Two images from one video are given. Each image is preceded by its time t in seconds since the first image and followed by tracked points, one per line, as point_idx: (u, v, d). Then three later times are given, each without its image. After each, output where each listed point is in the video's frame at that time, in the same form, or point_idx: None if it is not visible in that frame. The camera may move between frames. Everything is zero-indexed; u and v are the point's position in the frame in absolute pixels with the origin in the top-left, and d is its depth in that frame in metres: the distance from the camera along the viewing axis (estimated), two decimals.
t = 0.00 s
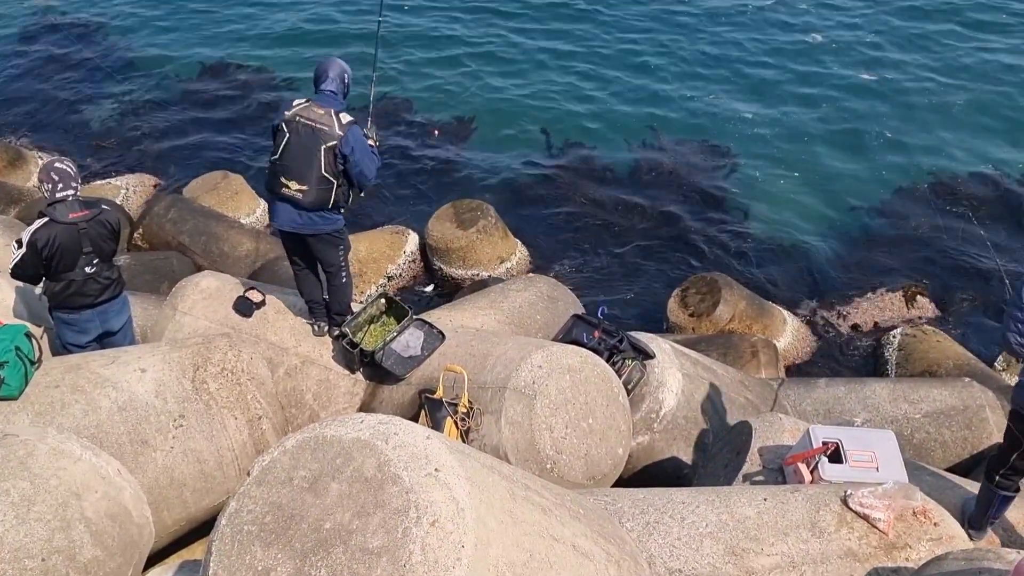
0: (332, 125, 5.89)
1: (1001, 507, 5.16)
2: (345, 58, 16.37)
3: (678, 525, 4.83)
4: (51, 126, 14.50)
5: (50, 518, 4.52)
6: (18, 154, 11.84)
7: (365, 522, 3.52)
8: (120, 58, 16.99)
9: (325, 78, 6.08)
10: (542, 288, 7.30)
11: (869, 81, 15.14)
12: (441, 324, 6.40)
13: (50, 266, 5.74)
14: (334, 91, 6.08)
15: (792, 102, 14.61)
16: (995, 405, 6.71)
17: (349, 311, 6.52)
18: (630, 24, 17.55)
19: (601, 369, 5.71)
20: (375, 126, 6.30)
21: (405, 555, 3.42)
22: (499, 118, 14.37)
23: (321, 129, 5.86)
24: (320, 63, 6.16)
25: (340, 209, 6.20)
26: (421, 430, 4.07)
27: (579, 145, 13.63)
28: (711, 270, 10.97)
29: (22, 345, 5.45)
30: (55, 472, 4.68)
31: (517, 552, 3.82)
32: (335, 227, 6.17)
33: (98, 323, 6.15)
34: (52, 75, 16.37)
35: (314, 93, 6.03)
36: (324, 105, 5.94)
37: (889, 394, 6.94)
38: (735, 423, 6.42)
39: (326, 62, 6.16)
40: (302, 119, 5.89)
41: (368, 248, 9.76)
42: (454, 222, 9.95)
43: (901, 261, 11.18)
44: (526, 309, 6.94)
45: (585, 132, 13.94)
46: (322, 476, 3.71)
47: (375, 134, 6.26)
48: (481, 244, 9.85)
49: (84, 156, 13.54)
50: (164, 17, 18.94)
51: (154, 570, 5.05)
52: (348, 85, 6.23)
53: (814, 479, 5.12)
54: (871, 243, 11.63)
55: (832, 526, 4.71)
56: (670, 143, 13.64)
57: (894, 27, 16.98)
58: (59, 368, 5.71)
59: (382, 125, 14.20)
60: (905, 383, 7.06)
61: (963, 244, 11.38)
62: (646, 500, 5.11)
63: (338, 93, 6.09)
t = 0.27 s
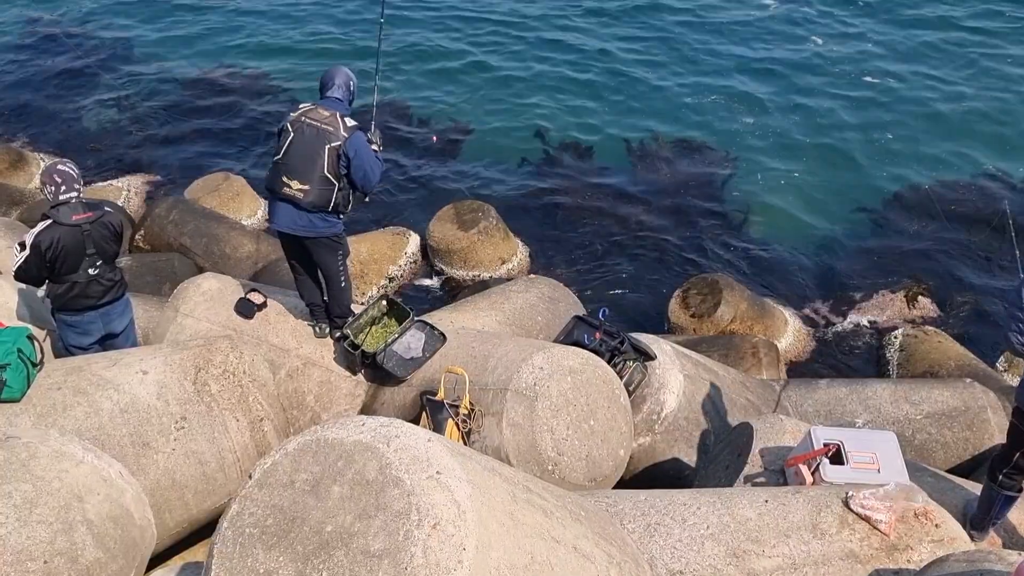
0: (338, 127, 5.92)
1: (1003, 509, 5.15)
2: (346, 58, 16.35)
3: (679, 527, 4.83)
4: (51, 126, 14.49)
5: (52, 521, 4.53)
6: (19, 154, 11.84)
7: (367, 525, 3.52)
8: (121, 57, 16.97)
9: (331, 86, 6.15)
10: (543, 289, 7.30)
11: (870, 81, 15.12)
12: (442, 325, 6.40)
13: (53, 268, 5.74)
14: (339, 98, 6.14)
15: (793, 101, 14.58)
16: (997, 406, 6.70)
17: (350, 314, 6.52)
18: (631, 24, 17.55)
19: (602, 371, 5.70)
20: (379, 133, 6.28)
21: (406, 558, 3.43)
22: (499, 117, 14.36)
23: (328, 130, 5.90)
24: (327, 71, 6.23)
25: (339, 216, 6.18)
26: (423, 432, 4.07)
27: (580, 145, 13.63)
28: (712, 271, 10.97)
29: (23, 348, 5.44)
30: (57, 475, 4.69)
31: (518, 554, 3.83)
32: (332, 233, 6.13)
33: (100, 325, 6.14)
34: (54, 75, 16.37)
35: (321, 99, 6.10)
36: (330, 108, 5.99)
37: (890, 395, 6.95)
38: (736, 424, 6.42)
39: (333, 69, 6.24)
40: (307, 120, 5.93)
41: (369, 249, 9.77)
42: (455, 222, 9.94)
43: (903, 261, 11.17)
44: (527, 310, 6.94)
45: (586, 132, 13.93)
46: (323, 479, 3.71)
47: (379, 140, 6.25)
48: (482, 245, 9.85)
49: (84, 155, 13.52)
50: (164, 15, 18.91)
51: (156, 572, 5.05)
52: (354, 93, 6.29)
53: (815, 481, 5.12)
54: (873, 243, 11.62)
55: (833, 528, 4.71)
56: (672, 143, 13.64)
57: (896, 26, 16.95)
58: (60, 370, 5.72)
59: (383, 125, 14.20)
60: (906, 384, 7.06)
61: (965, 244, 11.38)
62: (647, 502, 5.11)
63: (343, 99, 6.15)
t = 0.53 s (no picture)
0: (343, 129, 5.93)
1: (1005, 513, 5.15)
2: (348, 63, 16.40)
3: (681, 531, 4.84)
4: (54, 129, 14.52)
5: (55, 523, 4.54)
6: (22, 158, 11.87)
7: (369, 528, 3.53)
8: (123, 63, 17.03)
9: (335, 92, 6.14)
10: (544, 292, 7.30)
11: (871, 86, 15.15)
12: (444, 328, 6.40)
13: (56, 271, 5.75)
14: (344, 103, 6.13)
15: (794, 106, 14.62)
16: (998, 410, 6.72)
17: (352, 317, 6.53)
18: (632, 28, 17.58)
19: (603, 374, 5.71)
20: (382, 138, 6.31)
21: (408, 561, 3.43)
22: (501, 122, 14.39)
23: (334, 133, 5.90)
24: (331, 77, 6.23)
25: (342, 219, 6.18)
26: (424, 436, 4.08)
27: (582, 148, 13.65)
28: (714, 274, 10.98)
29: (25, 350, 5.44)
30: (59, 478, 4.70)
31: (519, 558, 3.83)
32: (335, 236, 6.12)
33: (103, 327, 6.15)
34: (56, 80, 16.41)
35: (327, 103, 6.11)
36: (336, 112, 6.01)
37: (891, 398, 6.96)
38: (737, 426, 6.42)
39: (337, 76, 6.23)
40: (313, 122, 5.94)
41: (370, 252, 9.78)
42: (456, 225, 9.94)
43: (904, 263, 11.18)
44: (528, 313, 6.94)
45: (587, 136, 13.97)
46: (325, 482, 3.71)
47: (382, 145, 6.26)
48: (484, 247, 9.87)
49: (86, 159, 13.54)
50: (167, 22, 18.99)
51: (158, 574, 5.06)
52: (358, 99, 6.28)
53: (816, 484, 5.12)
54: (874, 244, 11.62)
55: (835, 532, 4.71)
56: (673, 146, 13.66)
57: (897, 30, 16.98)
58: (63, 373, 5.72)
59: (384, 129, 14.23)
60: (907, 387, 7.07)
61: (967, 246, 11.37)
62: (648, 505, 5.11)
63: (348, 105, 6.14)
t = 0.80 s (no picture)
0: (353, 130, 5.98)
1: (1013, 517, 5.13)
2: (355, 64, 16.41)
3: (687, 533, 4.83)
4: (61, 129, 14.55)
5: (62, 524, 4.55)
6: (29, 158, 11.90)
7: (376, 529, 3.53)
8: (130, 63, 17.05)
9: (343, 95, 6.17)
10: (550, 293, 7.30)
11: (879, 87, 15.11)
12: (450, 329, 6.40)
13: (65, 272, 5.76)
14: (353, 106, 6.17)
15: (801, 109, 14.61)
16: (1005, 412, 6.71)
17: (359, 318, 6.54)
18: (639, 30, 17.56)
19: (609, 376, 5.70)
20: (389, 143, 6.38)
21: (414, 562, 3.44)
22: (508, 124, 14.40)
23: (344, 133, 5.94)
24: (339, 80, 6.25)
25: (350, 220, 6.19)
26: (431, 437, 4.07)
27: (588, 151, 13.66)
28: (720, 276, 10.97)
29: (33, 351, 5.46)
30: (67, 478, 4.71)
31: (526, 559, 3.83)
32: (345, 237, 6.13)
33: (111, 327, 6.16)
34: (63, 80, 16.45)
35: (333, 106, 6.15)
36: (345, 113, 6.06)
37: (898, 400, 6.94)
38: (744, 428, 6.40)
39: (344, 79, 6.26)
40: (323, 122, 5.97)
41: (377, 254, 9.80)
42: (463, 227, 9.94)
43: (911, 266, 11.15)
44: (534, 314, 6.94)
45: (594, 139, 13.97)
46: (332, 483, 3.72)
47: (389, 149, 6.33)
48: (490, 249, 9.88)
49: (93, 159, 13.58)
50: (174, 22, 19.01)
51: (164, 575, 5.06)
52: (365, 102, 6.31)
53: (823, 487, 5.11)
54: (882, 248, 11.60)
55: (842, 535, 4.70)
56: (679, 150, 13.66)
57: (905, 31, 16.92)
58: (70, 373, 5.73)
59: (391, 132, 14.26)
60: (914, 389, 7.05)
61: (974, 249, 11.34)
62: (654, 507, 5.10)
63: (357, 108, 6.19)
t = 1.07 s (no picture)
0: (371, 131, 6.02)
1: None
2: (368, 65, 16.45)
3: (703, 535, 4.82)
4: (78, 131, 14.68)
5: (79, 523, 4.57)
6: (47, 159, 12.01)
7: (392, 530, 3.54)
8: (146, 66, 17.19)
9: (360, 98, 6.20)
10: (564, 295, 7.30)
11: (894, 89, 15.04)
12: (465, 330, 6.41)
13: (84, 272, 5.79)
14: (369, 110, 6.20)
15: (815, 111, 14.57)
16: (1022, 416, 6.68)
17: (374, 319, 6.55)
18: (652, 31, 17.54)
19: (624, 378, 5.69)
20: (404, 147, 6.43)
21: (430, 563, 3.44)
22: (521, 126, 14.42)
23: (362, 135, 5.98)
24: (356, 84, 6.29)
25: (368, 221, 6.20)
26: (447, 439, 4.08)
27: (601, 153, 13.67)
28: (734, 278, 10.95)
29: (51, 351, 5.49)
30: (85, 477, 4.74)
31: (542, 561, 3.83)
32: (363, 237, 6.14)
33: (129, 327, 6.19)
34: (80, 82, 16.58)
35: (350, 110, 6.20)
36: (362, 116, 6.10)
37: (914, 403, 6.91)
38: (759, 430, 6.39)
39: (360, 83, 6.29)
40: (341, 124, 6.01)
41: (391, 255, 9.82)
42: (477, 228, 9.96)
43: (926, 269, 11.11)
44: (548, 316, 6.94)
45: (607, 141, 13.98)
46: (349, 484, 3.72)
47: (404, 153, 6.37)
48: (504, 250, 9.89)
49: (109, 160, 13.68)
50: (189, 25, 19.13)
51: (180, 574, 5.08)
52: (381, 106, 6.35)
53: (839, 489, 5.09)
54: (896, 250, 11.56)
55: (858, 538, 4.67)
56: (693, 152, 13.65)
57: (921, 32, 16.82)
58: (87, 373, 5.76)
59: (404, 134, 14.31)
60: (931, 392, 7.02)
61: (990, 252, 11.29)
62: (670, 510, 5.09)
63: (374, 112, 6.22)
